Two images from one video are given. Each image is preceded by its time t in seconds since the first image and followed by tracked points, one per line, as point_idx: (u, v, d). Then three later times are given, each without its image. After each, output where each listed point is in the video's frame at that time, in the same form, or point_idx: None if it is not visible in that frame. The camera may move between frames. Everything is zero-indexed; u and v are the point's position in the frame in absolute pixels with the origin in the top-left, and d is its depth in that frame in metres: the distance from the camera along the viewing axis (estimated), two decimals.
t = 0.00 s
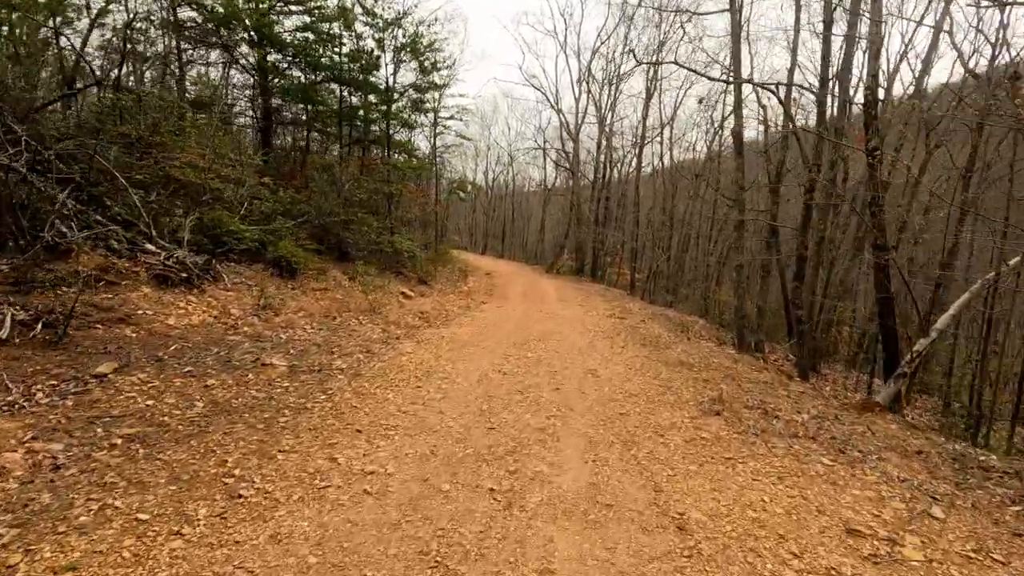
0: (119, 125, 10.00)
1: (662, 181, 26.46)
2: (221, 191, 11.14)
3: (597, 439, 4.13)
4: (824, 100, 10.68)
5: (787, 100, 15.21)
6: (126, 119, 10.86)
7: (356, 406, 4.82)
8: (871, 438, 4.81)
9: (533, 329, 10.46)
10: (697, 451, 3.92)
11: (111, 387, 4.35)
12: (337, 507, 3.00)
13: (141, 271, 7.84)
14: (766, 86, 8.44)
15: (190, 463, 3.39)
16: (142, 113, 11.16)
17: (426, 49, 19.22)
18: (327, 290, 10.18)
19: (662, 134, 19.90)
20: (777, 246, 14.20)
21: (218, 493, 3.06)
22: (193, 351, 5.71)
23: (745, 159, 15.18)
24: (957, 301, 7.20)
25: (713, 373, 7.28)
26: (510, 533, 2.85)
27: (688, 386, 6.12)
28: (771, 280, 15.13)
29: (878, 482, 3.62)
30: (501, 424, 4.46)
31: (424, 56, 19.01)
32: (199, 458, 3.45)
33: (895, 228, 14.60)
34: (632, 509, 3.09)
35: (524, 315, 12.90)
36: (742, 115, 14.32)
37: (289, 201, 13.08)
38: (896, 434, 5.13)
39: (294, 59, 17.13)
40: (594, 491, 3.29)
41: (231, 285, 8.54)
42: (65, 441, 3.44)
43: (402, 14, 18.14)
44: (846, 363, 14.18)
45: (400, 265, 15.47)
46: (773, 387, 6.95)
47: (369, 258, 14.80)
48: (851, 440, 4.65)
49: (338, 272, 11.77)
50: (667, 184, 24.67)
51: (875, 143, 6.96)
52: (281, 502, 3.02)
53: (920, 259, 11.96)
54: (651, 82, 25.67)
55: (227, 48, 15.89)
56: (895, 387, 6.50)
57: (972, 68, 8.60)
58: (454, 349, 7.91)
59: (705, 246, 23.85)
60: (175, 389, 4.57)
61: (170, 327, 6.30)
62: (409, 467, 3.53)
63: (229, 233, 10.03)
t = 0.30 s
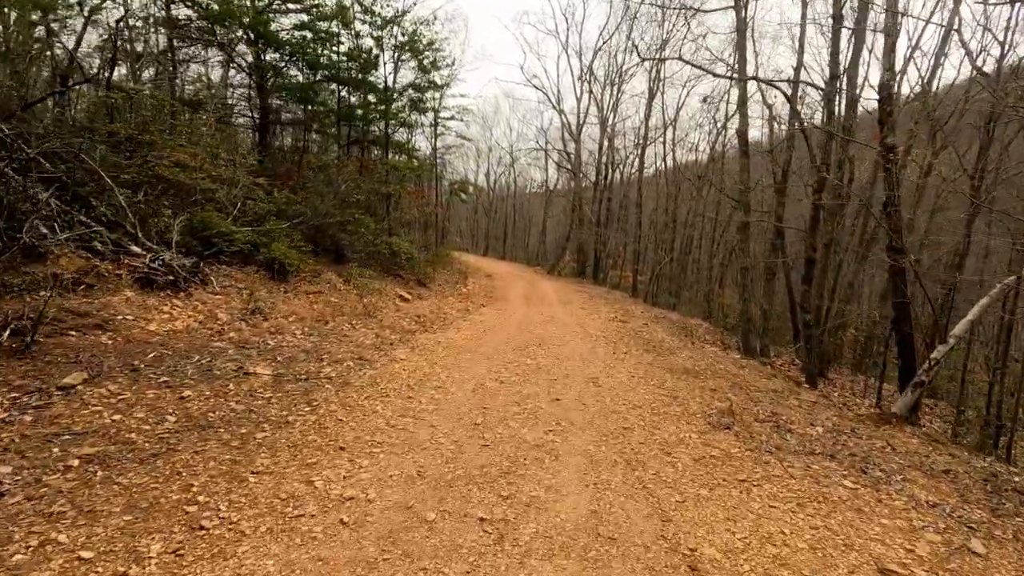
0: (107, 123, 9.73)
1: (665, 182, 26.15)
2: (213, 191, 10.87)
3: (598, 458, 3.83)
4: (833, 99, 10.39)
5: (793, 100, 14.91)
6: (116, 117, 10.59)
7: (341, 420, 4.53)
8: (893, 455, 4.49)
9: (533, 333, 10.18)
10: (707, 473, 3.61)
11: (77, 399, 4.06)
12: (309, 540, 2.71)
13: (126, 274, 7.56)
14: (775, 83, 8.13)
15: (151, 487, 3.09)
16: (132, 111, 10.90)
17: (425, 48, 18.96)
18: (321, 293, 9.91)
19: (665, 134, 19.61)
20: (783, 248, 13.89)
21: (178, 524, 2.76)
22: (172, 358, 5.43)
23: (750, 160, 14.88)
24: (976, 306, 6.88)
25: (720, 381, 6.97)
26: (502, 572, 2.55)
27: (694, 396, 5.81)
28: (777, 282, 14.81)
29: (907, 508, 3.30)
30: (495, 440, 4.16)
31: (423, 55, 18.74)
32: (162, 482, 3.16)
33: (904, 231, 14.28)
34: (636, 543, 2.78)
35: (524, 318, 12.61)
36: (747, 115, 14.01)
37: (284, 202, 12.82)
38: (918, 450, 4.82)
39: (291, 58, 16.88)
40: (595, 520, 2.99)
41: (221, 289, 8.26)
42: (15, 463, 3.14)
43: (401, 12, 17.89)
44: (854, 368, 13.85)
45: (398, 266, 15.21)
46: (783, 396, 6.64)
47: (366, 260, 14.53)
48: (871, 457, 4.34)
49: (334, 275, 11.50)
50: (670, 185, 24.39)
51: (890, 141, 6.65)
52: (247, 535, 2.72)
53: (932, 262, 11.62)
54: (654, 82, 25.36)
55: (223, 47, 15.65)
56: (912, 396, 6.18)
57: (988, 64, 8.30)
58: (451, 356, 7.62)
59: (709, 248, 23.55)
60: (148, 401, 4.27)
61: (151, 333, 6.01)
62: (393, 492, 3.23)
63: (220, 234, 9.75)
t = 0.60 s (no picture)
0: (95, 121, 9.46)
1: (669, 183, 25.82)
2: (204, 190, 10.60)
3: (597, 478, 3.50)
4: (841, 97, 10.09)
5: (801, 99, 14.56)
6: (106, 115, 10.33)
7: (320, 432, 4.21)
8: (917, 474, 4.14)
9: (533, 337, 9.85)
10: (717, 497, 3.26)
11: (32, 410, 3.75)
12: None
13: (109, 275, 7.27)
14: (784, 79, 7.83)
15: (96, 513, 2.76)
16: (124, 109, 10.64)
17: (426, 47, 18.68)
18: (314, 296, 9.61)
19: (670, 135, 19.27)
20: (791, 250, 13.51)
21: (120, 558, 2.44)
22: (147, 365, 5.12)
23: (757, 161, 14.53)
24: (1000, 312, 6.50)
25: (727, 389, 6.61)
26: None
27: (702, 407, 5.45)
28: (784, 285, 14.41)
29: (941, 539, 2.95)
30: (485, 456, 3.84)
31: (424, 54, 18.47)
32: (110, 507, 2.84)
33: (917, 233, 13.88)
34: None
35: (525, 321, 12.27)
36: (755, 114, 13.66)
37: (280, 202, 12.53)
38: (943, 467, 4.45)
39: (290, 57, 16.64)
40: (591, 553, 2.66)
41: (208, 291, 7.97)
42: None
43: (401, 11, 17.63)
44: (864, 374, 13.44)
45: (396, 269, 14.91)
46: (794, 405, 6.28)
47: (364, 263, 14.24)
48: (895, 477, 3.99)
49: (329, 277, 11.21)
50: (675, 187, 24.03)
51: (908, 136, 6.30)
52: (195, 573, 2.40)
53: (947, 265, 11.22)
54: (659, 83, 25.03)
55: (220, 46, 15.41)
56: (933, 407, 5.80)
57: (1007, 60, 7.96)
58: (446, 362, 7.28)
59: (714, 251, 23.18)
60: (111, 412, 3.95)
61: (127, 337, 5.70)
62: (367, 519, 2.90)
63: (210, 235, 9.46)
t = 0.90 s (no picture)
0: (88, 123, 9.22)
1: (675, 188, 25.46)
2: (199, 195, 10.34)
3: (604, 513, 3.15)
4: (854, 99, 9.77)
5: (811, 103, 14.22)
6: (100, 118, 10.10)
7: (304, 456, 3.89)
8: (954, 505, 3.78)
9: (536, 347, 9.50)
10: (739, 538, 2.91)
11: None
12: None
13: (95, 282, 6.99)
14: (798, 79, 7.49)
15: (37, 558, 2.45)
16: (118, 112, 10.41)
17: (429, 51, 18.45)
18: (310, 304, 9.32)
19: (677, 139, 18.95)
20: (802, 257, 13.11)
21: None
22: (124, 379, 4.80)
23: (766, 165, 14.19)
24: None
25: (742, 405, 6.24)
26: None
27: (716, 426, 5.10)
28: (795, 292, 14.02)
29: None
30: (481, 485, 3.50)
31: (427, 58, 18.23)
32: (55, 550, 2.53)
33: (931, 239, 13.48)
34: None
35: (528, 329, 11.91)
36: (764, 117, 13.34)
37: (278, 207, 12.27)
38: (980, 495, 4.09)
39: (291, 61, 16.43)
40: None
41: (199, 299, 7.67)
42: None
43: (403, 13, 17.40)
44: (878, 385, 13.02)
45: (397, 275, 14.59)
46: (813, 423, 5.92)
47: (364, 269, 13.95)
48: (932, 510, 3.63)
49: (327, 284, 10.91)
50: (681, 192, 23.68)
51: (934, 137, 5.94)
52: None
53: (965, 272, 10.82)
54: (664, 87, 24.73)
55: (220, 49, 15.22)
56: (962, 427, 5.41)
57: None
58: (444, 374, 6.94)
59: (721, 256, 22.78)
60: (75, 435, 3.64)
61: (106, 349, 5.40)
62: (344, 566, 2.58)
63: (204, 241, 9.16)
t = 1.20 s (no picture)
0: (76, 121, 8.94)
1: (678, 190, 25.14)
2: (191, 196, 10.06)
3: (614, 545, 2.86)
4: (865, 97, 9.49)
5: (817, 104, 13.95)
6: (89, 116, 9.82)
7: (287, 475, 3.59)
8: (995, 531, 3.47)
9: (538, 352, 9.19)
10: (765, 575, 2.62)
11: None
12: None
13: (78, 285, 6.70)
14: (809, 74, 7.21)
15: None
16: (109, 110, 10.14)
17: (429, 51, 18.21)
18: (304, 308, 9.03)
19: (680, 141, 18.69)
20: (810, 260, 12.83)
21: None
22: (98, 389, 4.51)
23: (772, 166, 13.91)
24: None
25: (755, 415, 5.93)
26: None
27: (730, 439, 4.78)
28: (802, 297, 13.71)
29: None
30: (479, 510, 3.20)
31: (427, 58, 17.99)
32: None
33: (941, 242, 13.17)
34: None
35: (529, 334, 11.59)
36: (770, 118, 13.07)
37: (274, 208, 11.99)
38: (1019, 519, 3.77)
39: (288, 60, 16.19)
40: None
41: (187, 303, 7.37)
42: None
43: (402, 12, 17.15)
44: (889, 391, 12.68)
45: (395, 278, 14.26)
46: (831, 435, 5.60)
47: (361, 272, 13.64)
48: (972, 538, 3.32)
49: (322, 287, 10.61)
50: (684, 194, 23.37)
51: (957, 134, 5.64)
52: None
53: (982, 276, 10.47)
54: (667, 88, 24.49)
55: (216, 48, 14.99)
56: (991, 441, 5.09)
57: None
58: (442, 382, 6.63)
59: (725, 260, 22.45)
60: (36, 452, 3.34)
61: (84, 357, 5.11)
62: None
63: (195, 243, 8.85)
